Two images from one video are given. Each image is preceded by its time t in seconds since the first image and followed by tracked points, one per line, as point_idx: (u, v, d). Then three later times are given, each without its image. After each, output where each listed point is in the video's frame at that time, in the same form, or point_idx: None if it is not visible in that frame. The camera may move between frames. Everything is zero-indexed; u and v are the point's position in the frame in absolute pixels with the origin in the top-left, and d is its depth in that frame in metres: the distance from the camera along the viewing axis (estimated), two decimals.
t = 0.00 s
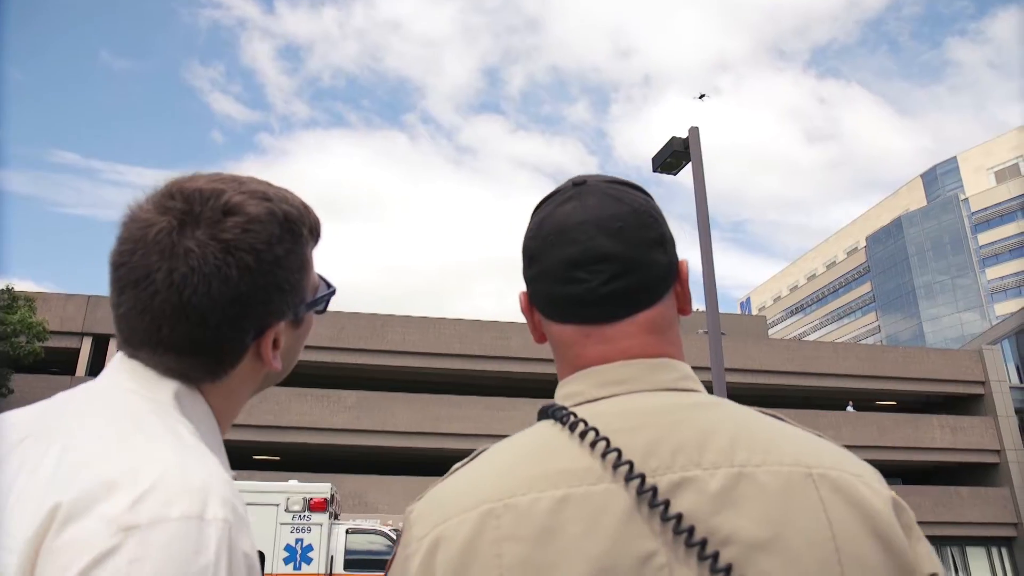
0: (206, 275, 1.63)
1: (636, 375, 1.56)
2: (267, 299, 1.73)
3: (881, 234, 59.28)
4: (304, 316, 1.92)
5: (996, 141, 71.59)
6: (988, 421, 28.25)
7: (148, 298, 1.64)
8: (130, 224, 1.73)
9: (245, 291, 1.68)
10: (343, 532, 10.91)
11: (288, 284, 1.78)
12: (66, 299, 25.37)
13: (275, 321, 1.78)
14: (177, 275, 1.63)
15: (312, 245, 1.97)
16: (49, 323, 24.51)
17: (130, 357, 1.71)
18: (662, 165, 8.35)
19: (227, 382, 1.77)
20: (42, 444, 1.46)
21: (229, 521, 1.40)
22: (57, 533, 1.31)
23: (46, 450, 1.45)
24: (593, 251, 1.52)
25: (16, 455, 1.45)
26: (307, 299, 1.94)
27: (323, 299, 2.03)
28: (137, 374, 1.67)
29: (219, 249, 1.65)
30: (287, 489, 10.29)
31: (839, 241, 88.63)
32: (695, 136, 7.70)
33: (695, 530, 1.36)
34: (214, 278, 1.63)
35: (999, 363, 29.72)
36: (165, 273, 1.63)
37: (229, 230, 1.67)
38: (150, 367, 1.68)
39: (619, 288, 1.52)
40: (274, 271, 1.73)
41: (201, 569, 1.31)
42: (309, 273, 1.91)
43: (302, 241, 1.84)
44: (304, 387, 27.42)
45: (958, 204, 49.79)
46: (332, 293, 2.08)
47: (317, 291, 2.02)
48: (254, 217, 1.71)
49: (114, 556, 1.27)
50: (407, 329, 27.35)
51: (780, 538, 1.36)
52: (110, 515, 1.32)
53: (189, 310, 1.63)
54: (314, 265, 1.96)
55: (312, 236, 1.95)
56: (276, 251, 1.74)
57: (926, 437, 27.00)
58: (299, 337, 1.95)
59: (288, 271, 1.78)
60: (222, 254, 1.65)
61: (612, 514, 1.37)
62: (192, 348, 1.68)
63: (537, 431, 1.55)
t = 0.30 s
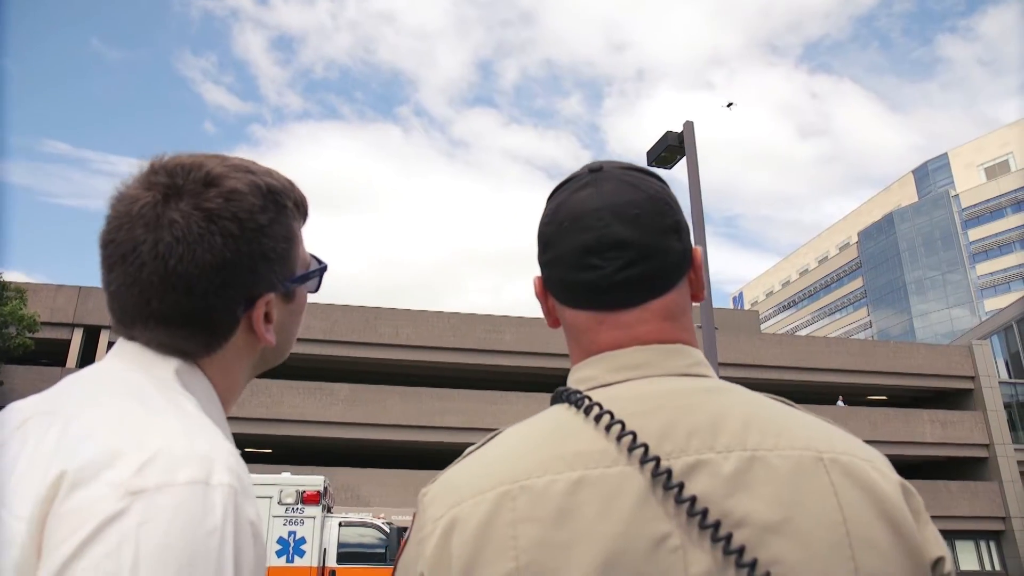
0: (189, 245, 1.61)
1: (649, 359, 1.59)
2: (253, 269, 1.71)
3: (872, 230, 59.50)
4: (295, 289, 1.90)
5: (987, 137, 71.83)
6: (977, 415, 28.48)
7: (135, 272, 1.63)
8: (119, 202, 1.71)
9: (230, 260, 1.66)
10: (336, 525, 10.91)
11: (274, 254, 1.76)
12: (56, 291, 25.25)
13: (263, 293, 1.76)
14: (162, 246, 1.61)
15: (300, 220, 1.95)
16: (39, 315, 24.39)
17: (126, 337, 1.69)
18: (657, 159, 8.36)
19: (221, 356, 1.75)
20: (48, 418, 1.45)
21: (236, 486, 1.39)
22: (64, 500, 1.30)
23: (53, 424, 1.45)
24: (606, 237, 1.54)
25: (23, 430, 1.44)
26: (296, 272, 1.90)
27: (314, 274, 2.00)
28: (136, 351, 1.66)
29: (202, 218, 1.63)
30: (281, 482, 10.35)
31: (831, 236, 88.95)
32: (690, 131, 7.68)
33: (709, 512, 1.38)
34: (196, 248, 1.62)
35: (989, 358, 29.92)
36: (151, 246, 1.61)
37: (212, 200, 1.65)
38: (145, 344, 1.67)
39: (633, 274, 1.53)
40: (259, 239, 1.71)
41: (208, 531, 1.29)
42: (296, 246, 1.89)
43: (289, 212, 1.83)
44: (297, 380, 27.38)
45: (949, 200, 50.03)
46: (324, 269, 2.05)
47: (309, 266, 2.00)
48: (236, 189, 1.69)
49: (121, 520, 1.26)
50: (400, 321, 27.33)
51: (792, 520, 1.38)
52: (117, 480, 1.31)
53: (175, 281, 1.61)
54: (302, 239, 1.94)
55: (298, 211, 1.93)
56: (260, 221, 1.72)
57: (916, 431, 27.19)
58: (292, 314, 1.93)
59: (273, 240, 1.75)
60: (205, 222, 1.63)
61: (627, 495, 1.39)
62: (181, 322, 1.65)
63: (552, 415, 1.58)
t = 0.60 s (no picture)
0: (157, 224, 1.58)
1: (651, 355, 1.60)
2: (225, 249, 1.65)
3: (862, 233, 59.83)
4: (276, 275, 1.80)
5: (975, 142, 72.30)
6: (964, 417, 28.71)
7: (109, 256, 1.60)
8: (97, 190, 1.69)
9: (199, 238, 1.60)
10: (327, 525, 10.86)
11: (248, 235, 1.69)
12: (45, 289, 25.09)
13: (237, 274, 1.68)
14: (131, 226, 1.58)
15: (279, 206, 1.88)
16: (28, 313, 24.23)
17: (108, 326, 1.65)
18: (649, 161, 8.38)
19: (201, 342, 1.67)
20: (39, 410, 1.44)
21: (225, 471, 1.36)
22: (52, 488, 1.28)
23: (42, 413, 1.43)
24: (609, 236, 1.55)
25: (15, 425, 1.43)
26: (276, 258, 1.82)
27: (297, 260, 1.90)
28: (117, 339, 1.62)
29: (170, 197, 1.59)
30: (273, 481, 10.28)
31: (820, 239, 89.45)
32: (682, 133, 7.69)
33: (711, 507, 1.39)
34: (162, 226, 1.58)
35: (976, 361, 30.15)
36: (122, 228, 1.58)
37: (182, 180, 1.62)
38: (124, 331, 1.62)
39: (633, 272, 1.55)
40: (228, 217, 1.64)
41: (200, 514, 1.27)
42: (275, 230, 1.82)
43: (264, 194, 1.76)
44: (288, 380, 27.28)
45: (938, 203, 50.42)
46: (310, 256, 1.96)
47: (292, 253, 1.91)
48: (207, 168, 1.66)
49: (110, 504, 1.24)
50: (392, 322, 27.29)
51: (794, 515, 1.39)
52: (107, 466, 1.29)
53: (145, 261, 1.57)
54: (282, 223, 1.86)
55: (276, 195, 1.86)
56: (232, 200, 1.66)
57: (905, 433, 27.35)
58: (276, 301, 1.83)
59: (246, 220, 1.69)
60: (173, 202, 1.59)
61: (629, 490, 1.40)
62: (154, 303, 1.60)
63: (553, 410, 1.60)
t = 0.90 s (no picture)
0: (161, 223, 1.58)
1: (650, 359, 1.60)
2: (226, 248, 1.64)
3: (853, 243, 60.12)
4: (280, 276, 1.79)
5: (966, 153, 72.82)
6: (953, 427, 28.86)
7: (113, 252, 1.60)
8: (101, 189, 1.69)
9: (201, 235, 1.60)
10: (316, 528, 10.79)
11: (251, 236, 1.69)
12: (34, 287, 24.89)
13: (238, 274, 1.67)
14: (135, 224, 1.58)
15: (283, 209, 1.87)
16: (17, 311, 24.03)
17: (109, 325, 1.64)
18: (642, 167, 8.41)
19: (202, 342, 1.66)
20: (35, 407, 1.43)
21: (222, 469, 1.36)
22: (48, 481, 1.27)
23: (41, 409, 1.42)
24: (609, 238, 1.55)
25: (15, 422, 1.43)
26: (280, 260, 1.81)
27: (300, 263, 1.90)
28: (119, 336, 1.62)
29: (174, 196, 1.60)
30: (262, 483, 10.21)
31: (812, 248, 89.87)
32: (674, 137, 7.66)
33: (710, 510, 1.39)
34: (165, 224, 1.58)
35: (965, 370, 30.32)
36: (125, 227, 1.59)
37: (186, 180, 1.62)
38: (125, 330, 1.61)
39: (633, 275, 1.55)
40: (231, 217, 1.64)
41: (195, 510, 1.27)
42: (279, 232, 1.81)
43: (269, 195, 1.76)
44: (279, 382, 27.15)
45: (928, 214, 50.77)
46: (314, 259, 1.95)
47: (296, 255, 1.90)
48: (212, 168, 1.66)
49: (105, 499, 1.23)
50: (384, 325, 27.24)
51: (791, 516, 1.40)
52: (102, 462, 1.28)
53: (147, 259, 1.57)
54: (286, 226, 1.86)
55: (279, 198, 1.86)
56: (235, 200, 1.66)
57: (894, 442, 27.46)
58: (278, 301, 1.82)
59: (248, 221, 1.69)
60: (178, 200, 1.59)
61: (627, 493, 1.40)
62: (157, 301, 1.60)
63: (552, 412, 1.60)
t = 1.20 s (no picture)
0: (172, 211, 1.58)
1: (657, 348, 1.60)
2: (236, 237, 1.64)
3: (851, 241, 60.10)
4: (290, 266, 1.79)
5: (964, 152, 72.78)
6: (949, 426, 28.90)
7: (124, 242, 1.60)
8: (113, 178, 1.68)
9: (211, 224, 1.60)
10: (314, 524, 10.81)
11: (262, 225, 1.69)
12: (32, 283, 24.80)
13: (248, 264, 1.67)
14: (146, 213, 1.58)
15: (293, 199, 1.86)
16: (15, 308, 23.92)
17: (120, 312, 1.64)
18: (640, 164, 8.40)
19: (212, 331, 1.66)
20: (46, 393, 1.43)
21: (231, 455, 1.35)
22: (58, 469, 1.27)
23: (54, 394, 1.42)
24: (616, 227, 1.55)
25: (27, 409, 1.43)
26: (291, 251, 1.80)
27: (311, 254, 1.89)
28: (130, 323, 1.62)
29: (184, 184, 1.59)
30: (260, 479, 10.25)
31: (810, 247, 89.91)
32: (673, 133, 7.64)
33: (715, 495, 1.39)
34: (176, 212, 1.57)
35: (962, 369, 30.38)
36: (135, 215, 1.59)
37: (194, 168, 1.61)
38: (136, 317, 1.61)
39: (640, 265, 1.54)
40: (240, 206, 1.64)
41: (204, 497, 1.27)
42: (289, 223, 1.80)
43: (279, 186, 1.75)
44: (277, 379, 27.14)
45: (925, 213, 50.81)
46: (324, 251, 1.94)
47: (307, 246, 1.89)
48: (222, 157, 1.65)
49: (117, 485, 1.23)
50: (381, 322, 27.21)
51: (796, 506, 1.40)
52: (112, 448, 1.27)
53: (157, 247, 1.57)
54: (296, 218, 1.85)
55: (290, 189, 1.85)
56: (245, 188, 1.66)
57: (891, 441, 27.49)
58: (289, 293, 1.82)
59: (259, 210, 1.68)
60: (187, 189, 1.58)
61: (634, 480, 1.40)
62: (167, 289, 1.59)
63: (559, 401, 1.60)
